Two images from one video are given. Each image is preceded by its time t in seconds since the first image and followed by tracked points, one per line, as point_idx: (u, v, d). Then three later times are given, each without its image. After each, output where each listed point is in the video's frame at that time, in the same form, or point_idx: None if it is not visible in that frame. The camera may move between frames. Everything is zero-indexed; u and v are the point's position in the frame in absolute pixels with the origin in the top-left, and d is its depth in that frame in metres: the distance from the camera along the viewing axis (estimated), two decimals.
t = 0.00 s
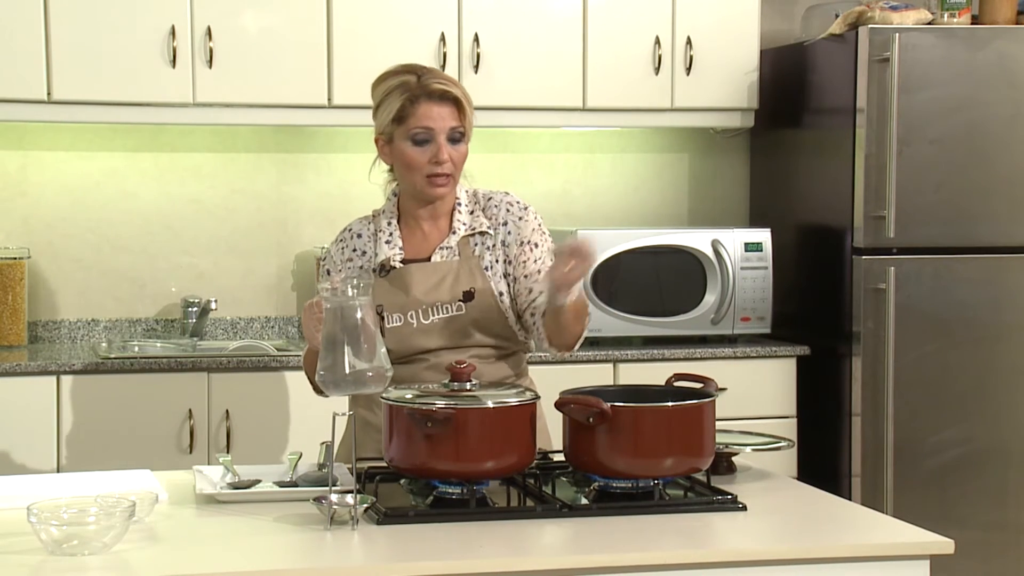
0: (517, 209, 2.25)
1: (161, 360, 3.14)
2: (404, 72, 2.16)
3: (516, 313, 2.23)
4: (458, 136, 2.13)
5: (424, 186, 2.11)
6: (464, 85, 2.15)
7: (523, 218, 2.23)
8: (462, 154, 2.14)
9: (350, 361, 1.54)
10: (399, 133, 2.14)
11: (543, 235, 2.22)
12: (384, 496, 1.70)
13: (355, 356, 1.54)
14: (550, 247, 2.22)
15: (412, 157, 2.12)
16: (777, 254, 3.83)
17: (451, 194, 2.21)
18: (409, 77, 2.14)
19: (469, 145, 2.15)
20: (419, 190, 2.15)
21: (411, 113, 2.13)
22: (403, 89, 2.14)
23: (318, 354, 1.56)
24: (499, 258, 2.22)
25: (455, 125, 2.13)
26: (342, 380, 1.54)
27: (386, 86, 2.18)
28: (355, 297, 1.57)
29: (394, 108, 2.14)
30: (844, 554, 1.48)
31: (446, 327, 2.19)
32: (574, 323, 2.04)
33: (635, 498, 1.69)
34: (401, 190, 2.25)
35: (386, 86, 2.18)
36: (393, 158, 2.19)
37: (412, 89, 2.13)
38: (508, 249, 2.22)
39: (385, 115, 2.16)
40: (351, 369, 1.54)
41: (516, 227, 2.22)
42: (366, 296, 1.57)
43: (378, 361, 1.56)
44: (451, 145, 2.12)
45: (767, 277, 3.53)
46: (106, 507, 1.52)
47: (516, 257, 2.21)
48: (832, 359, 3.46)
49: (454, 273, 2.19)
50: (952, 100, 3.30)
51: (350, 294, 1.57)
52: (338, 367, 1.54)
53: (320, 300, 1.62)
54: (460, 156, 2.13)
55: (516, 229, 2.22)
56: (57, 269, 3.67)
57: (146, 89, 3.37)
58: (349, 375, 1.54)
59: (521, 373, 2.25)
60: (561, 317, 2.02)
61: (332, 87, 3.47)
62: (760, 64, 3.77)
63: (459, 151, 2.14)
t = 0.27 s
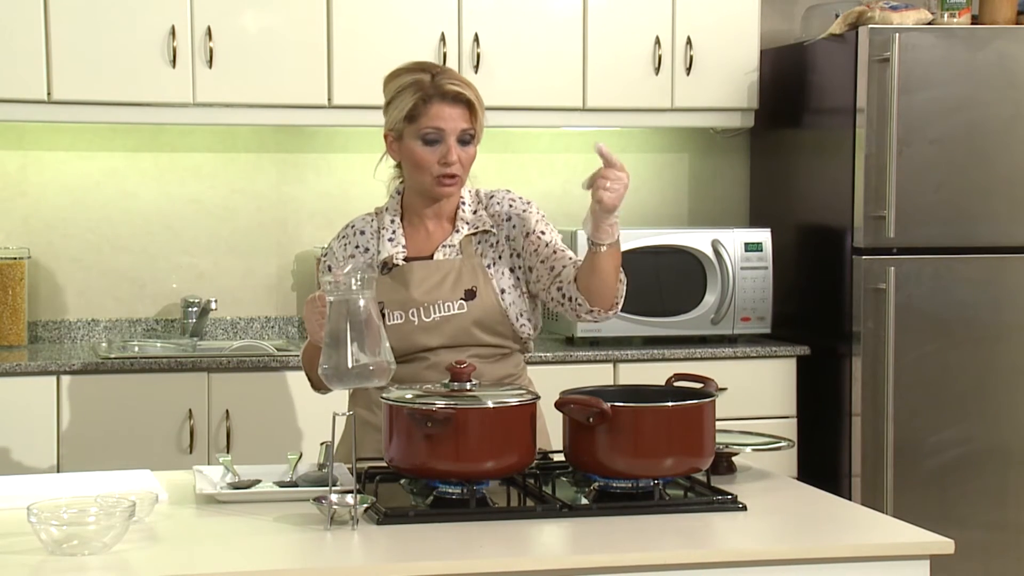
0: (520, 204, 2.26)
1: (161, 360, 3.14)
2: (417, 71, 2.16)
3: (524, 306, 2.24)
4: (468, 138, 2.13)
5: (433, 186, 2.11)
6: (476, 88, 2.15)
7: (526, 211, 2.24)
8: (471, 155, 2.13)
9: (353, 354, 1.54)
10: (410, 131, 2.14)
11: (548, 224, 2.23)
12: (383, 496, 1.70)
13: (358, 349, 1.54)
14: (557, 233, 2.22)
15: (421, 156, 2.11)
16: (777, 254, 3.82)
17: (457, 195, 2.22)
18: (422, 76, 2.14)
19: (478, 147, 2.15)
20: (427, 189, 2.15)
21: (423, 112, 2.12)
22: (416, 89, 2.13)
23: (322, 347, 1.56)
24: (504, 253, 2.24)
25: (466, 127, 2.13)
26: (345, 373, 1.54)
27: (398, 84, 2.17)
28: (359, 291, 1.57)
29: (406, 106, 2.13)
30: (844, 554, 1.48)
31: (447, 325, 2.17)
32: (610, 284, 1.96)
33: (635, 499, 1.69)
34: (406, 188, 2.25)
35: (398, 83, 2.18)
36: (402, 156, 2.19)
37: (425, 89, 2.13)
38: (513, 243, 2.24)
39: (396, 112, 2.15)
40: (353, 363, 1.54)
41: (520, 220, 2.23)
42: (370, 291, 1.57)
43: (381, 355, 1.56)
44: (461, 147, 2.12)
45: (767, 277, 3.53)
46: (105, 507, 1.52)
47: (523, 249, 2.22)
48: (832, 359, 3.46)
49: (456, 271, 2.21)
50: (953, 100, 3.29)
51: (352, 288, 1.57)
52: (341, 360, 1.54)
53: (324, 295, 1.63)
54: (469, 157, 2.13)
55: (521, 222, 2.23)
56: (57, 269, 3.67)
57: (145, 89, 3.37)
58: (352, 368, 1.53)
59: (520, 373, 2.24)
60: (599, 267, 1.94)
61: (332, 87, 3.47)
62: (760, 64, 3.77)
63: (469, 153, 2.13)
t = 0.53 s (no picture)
0: (520, 209, 2.28)
1: (161, 360, 3.14)
2: (409, 71, 2.16)
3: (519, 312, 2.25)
4: (462, 136, 2.13)
5: (427, 185, 2.12)
6: (469, 86, 2.15)
7: (526, 218, 2.26)
8: (465, 154, 2.14)
9: (359, 359, 1.54)
10: (403, 132, 2.14)
11: (546, 237, 2.27)
12: (384, 496, 1.70)
13: (364, 354, 1.54)
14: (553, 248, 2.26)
15: (415, 155, 2.12)
16: (777, 254, 3.82)
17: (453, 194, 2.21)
18: (414, 76, 2.14)
19: (472, 145, 2.15)
20: (421, 188, 2.15)
21: (416, 112, 2.12)
22: (408, 89, 2.13)
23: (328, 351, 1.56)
24: (505, 258, 2.24)
25: (459, 125, 2.13)
26: (351, 378, 1.54)
27: (391, 84, 2.17)
28: (365, 295, 1.56)
29: (399, 106, 2.13)
30: (844, 554, 1.48)
31: (452, 326, 2.17)
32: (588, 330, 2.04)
33: (635, 499, 1.69)
34: (403, 188, 2.25)
35: (391, 84, 2.18)
36: (397, 156, 2.19)
37: (417, 88, 2.13)
38: (512, 249, 2.24)
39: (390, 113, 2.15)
40: (360, 368, 1.53)
41: (519, 227, 2.25)
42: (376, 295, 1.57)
43: (388, 359, 1.55)
44: (455, 145, 2.12)
45: (767, 277, 3.53)
46: (105, 507, 1.52)
47: (521, 257, 2.24)
48: (832, 359, 3.46)
49: (459, 271, 2.20)
50: (952, 100, 3.29)
51: (359, 291, 1.56)
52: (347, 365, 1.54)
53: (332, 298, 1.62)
54: (463, 156, 2.13)
55: (520, 229, 2.25)
56: (56, 269, 3.67)
57: (145, 88, 3.37)
58: (358, 373, 1.53)
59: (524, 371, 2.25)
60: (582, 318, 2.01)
61: (332, 87, 3.47)
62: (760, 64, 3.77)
63: (463, 151, 2.14)
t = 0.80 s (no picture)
0: (525, 211, 2.27)
1: (161, 360, 3.14)
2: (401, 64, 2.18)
3: (524, 310, 2.25)
4: (454, 120, 2.13)
5: (420, 170, 2.11)
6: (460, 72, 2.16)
7: (532, 220, 2.26)
8: (458, 137, 2.13)
9: (365, 358, 1.53)
10: (396, 120, 2.15)
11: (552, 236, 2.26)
12: (383, 496, 1.70)
13: (371, 353, 1.54)
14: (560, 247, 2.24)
15: (407, 140, 2.12)
16: (777, 254, 3.82)
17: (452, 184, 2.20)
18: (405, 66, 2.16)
19: (466, 130, 2.15)
20: (417, 177, 2.14)
21: (406, 98, 2.13)
22: (399, 78, 2.15)
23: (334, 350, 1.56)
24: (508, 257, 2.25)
25: (450, 108, 2.13)
26: (357, 376, 1.53)
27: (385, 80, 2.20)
28: (371, 295, 1.56)
29: (390, 96, 2.15)
30: (844, 554, 1.48)
31: (453, 324, 2.17)
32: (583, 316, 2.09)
33: (635, 499, 1.69)
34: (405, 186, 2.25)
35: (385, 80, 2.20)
36: (393, 150, 2.19)
37: (407, 76, 2.15)
38: (517, 249, 2.26)
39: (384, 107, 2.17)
40: (366, 367, 1.53)
41: (525, 228, 2.26)
42: (383, 295, 1.57)
43: (394, 359, 1.56)
44: (446, 128, 2.12)
45: (767, 277, 3.53)
46: (105, 507, 1.52)
47: (526, 257, 2.25)
48: (832, 359, 3.46)
49: (461, 270, 2.20)
50: (952, 100, 3.29)
51: (365, 291, 1.57)
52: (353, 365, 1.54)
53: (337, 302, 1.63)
54: (455, 139, 2.13)
55: (525, 231, 2.26)
56: (57, 269, 3.67)
57: (145, 88, 3.37)
58: (364, 372, 1.53)
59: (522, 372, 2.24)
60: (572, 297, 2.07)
61: (332, 87, 3.47)
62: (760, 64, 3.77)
63: (455, 135, 2.13)
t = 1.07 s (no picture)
0: (527, 217, 2.28)
1: (161, 360, 3.14)
2: (416, 67, 2.15)
3: (519, 317, 2.26)
4: (468, 131, 2.13)
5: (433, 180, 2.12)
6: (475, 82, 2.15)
7: (533, 227, 2.27)
8: (470, 148, 2.14)
9: (370, 354, 1.54)
10: (409, 126, 2.13)
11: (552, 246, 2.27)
12: (383, 496, 1.70)
13: (375, 349, 1.54)
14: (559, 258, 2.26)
15: (421, 149, 2.11)
16: (777, 254, 3.82)
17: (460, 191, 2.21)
18: (420, 72, 2.14)
19: (478, 141, 2.15)
20: (428, 184, 2.15)
21: (421, 106, 2.12)
22: (414, 84, 2.13)
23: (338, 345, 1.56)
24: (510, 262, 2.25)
25: (465, 120, 2.13)
26: (361, 372, 1.54)
27: (396, 81, 2.17)
28: (376, 291, 1.56)
29: (404, 101, 2.13)
30: (844, 554, 1.48)
31: (453, 323, 2.17)
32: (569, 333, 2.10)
33: (635, 499, 1.69)
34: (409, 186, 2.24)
35: (397, 80, 2.17)
36: (403, 153, 2.18)
37: (423, 83, 2.13)
38: (518, 254, 2.25)
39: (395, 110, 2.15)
40: (370, 363, 1.54)
41: (526, 234, 2.26)
42: (387, 290, 1.57)
43: (398, 355, 1.56)
44: (460, 140, 2.12)
45: (767, 277, 3.53)
46: (105, 506, 1.52)
47: (527, 264, 2.25)
48: (832, 359, 3.46)
49: (462, 270, 2.20)
50: (952, 100, 3.29)
51: (370, 286, 1.56)
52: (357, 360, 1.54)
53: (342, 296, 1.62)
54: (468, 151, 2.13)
55: (527, 238, 2.25)
56: (57, 269, 3.67)
57: (145, 88, 3.37)
58: (368, 368, 1.53)
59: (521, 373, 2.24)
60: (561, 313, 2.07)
61: (332, 87, 3.47)
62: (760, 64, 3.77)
63: (468, 146, 2.14)
